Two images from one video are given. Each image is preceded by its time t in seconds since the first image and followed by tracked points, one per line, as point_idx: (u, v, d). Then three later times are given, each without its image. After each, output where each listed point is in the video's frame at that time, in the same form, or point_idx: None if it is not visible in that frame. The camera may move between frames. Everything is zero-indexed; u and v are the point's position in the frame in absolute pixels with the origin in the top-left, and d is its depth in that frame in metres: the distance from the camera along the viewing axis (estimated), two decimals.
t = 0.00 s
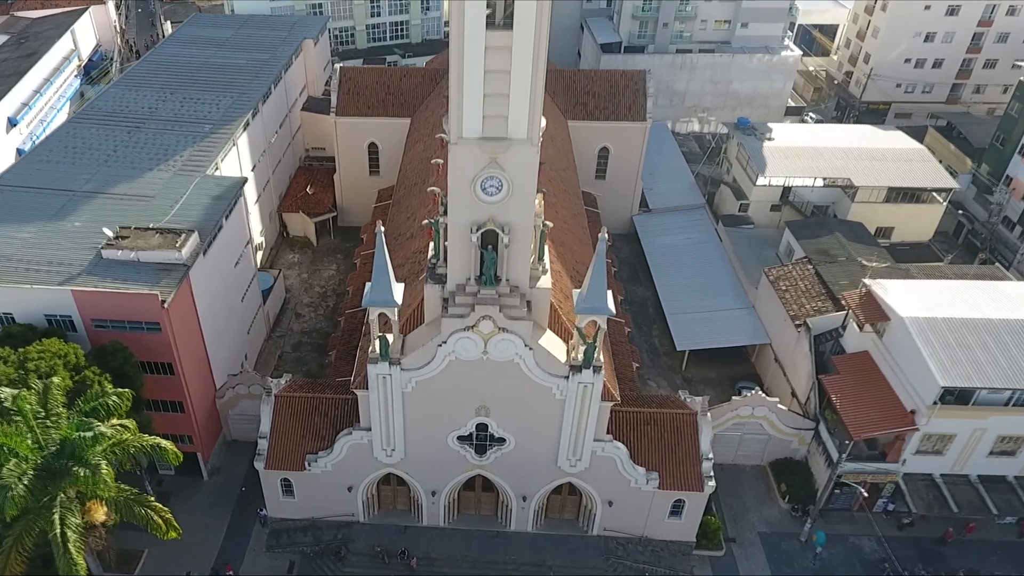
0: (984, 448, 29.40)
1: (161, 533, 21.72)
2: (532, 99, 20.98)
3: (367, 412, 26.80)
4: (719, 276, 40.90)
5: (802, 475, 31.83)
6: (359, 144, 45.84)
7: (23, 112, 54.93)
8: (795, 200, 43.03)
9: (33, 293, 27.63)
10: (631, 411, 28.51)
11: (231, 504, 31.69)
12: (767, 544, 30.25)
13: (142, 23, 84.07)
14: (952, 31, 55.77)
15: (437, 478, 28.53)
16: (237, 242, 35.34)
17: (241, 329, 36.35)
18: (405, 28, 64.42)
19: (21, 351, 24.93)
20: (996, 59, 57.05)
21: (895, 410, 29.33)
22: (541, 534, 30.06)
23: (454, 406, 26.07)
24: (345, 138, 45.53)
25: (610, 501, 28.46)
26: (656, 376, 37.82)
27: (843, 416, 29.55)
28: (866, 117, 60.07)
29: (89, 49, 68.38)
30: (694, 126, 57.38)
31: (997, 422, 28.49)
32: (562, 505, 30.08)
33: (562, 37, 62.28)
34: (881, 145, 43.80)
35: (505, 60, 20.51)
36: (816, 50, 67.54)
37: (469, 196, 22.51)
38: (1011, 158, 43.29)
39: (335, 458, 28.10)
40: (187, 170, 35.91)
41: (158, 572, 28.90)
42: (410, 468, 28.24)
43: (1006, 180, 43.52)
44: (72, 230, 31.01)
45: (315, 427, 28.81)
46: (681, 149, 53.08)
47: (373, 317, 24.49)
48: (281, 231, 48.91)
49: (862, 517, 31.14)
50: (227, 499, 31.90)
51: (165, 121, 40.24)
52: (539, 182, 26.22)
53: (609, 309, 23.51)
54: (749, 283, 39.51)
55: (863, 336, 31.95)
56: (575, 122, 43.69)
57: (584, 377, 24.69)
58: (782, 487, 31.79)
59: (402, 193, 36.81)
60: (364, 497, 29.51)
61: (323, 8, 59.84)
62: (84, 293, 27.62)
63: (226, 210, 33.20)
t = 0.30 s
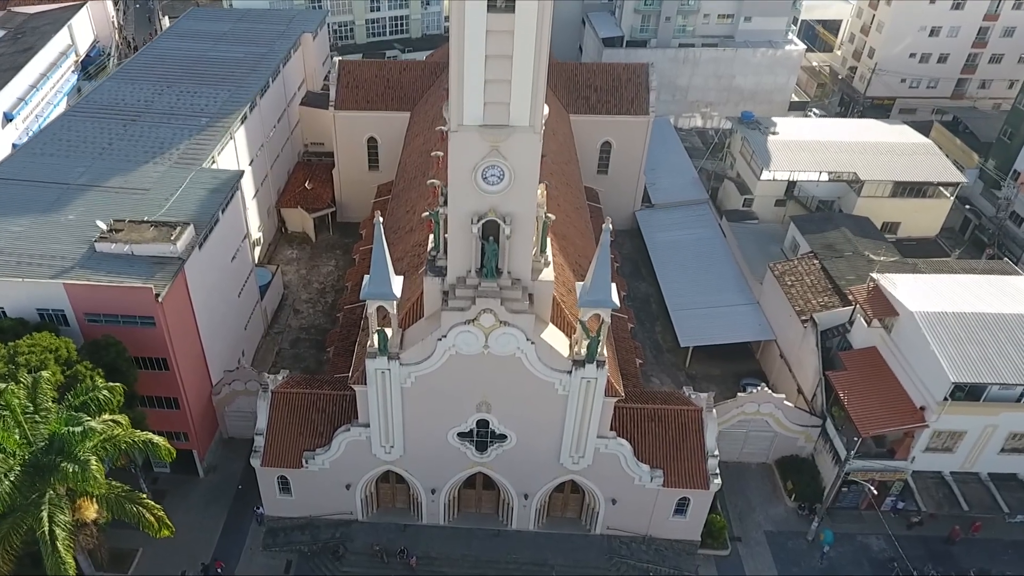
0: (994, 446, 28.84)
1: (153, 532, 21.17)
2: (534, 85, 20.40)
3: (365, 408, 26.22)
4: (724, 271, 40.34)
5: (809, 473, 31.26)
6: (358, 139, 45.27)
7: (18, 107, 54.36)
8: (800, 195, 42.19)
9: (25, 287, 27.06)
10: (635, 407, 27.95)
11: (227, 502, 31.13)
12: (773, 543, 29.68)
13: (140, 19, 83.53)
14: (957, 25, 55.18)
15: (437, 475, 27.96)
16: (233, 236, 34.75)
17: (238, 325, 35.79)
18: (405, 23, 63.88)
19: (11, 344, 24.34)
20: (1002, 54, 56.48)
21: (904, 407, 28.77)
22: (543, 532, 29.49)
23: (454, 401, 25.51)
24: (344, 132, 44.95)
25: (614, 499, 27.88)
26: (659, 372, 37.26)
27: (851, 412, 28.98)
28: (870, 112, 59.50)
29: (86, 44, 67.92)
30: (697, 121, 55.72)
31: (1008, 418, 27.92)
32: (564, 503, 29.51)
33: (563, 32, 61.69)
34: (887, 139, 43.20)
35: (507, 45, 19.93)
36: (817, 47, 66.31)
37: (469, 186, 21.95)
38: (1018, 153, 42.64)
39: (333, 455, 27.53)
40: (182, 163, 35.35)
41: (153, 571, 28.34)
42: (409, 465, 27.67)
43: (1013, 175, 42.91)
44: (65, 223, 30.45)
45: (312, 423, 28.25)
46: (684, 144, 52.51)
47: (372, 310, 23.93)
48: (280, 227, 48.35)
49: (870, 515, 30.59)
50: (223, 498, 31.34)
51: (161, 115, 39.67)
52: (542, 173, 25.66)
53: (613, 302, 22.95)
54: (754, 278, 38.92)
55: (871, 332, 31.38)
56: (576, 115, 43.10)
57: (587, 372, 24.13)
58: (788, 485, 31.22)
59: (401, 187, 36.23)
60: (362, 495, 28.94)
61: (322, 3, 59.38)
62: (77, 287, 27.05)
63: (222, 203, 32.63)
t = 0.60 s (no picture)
0: (1006, 443, 28.30)
1: (145, 530, 20.59)
2: (537, 71, 19.83)
3: (364, 404, 25.68)
4: (728, 267, 39.81)
5: (815, 470, 30.72)
6: (357, 133, 44.72)
7: (15, 102, 53.86)
8: (806, 189, 41.75)
9: (17, 281, 26.52)
10: (640, 403, 27.43)
11: (224, 500, 30.60)
12: (780, 541, 29.14)
13: (138, 15, 83.12)
14: (963, 20, 54.64)
15: (437, 472, 27.41)
16: (231, 230, 34.19)
17: (236, 320, 35.25)
18: (405, 18, 63.37)
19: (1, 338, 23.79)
20: (1008, 49, 55.93)
21: (914, 403, 28.22)
22: (545, 531, 28.97)
23: (454, 397, 24.98)
24: (343, 127, 44.38)
25: (618, 497, 27.32)
26: (663, 369, 36.71)
27: (859, 409, 28.45)
28: (875, 107, 58.93)
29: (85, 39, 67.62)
30: (700, 117, 56.40)
31: (1020, 415, 27.38)
32: (567, 501, 28.96)
33: (565, 27, 61.16)
34: (893, 133, 42.62)
35: (509, 28, 19.37)
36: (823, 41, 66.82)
37: (470, 175, 21.40)
38: None
39: (332, 452, 26.98)
40: (179, 156, 34.80)
41: (147, 570, 27.82)
42: (409, 462, 27.12)
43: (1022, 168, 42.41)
44: (59, 216, 29.91)
45: (310, 420, 27.72)
46: (687, 140, 51.97)
47: (371, 303, 23.38)
48: (278, 222, 47.82)
49: (878, 514, 30.06)
50: (220, 496, 30.80)
51: (158, 108, 39.12)
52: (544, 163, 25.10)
53: (618, 294, 22.41)
54: (759, 274, 38.38)
55: (879, 327, 30.83)
56: (579, 109, 42.54)
57: (591, 366, 23.59)
58: (795, 483, 30.68)
59: (401, 180, 35.66)
60: (361, 492, 28.40)
61: None
62: (70, 280, 26.50)
63: (219, 196, 32.08)
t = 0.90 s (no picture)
0: (1018, 438, 27.75)
1: (138, 526, 20.07)
2: (541, 54, 19.29)
3: (363, 398, 25.13)
4: (732, 261, 39.26)
5: (823, 467, 30.20)
6: (357, 126, 44.16)
7: (11, 96, 53.30)
8: (811, 183, 41.16)
9: (9, 273, 25.99)
10: (644, 398, 26.89)
11: (220, 497, 30.08)
12: (787, 539, 28.60)
13: (136, 12, 82.52)
14: (968, 13, 54.11)
15: (438, 468, 26.87)
16: (228, 223, 33.65)
17: (233, 314, 34.72)
18: (405, 12, 62.86)
19: None
20: (1014, 43, 55.44)
21: (923, 398, 27.70)
22: (547, 528, 28.43)
23: (455, 391, 24.44)
24: (342, 120, 43.84)
25: (622, 494, 26.77)
26: (666, 364, 36.17)
27: (868, 404, 27.91)
28: (879, 102, 58.39)
29: (83, 35, 67.03)
30: (702, 111, 55.80)
31: None
32: (570, 499, 28.41)
33: (566, 22, 60.64)
34: (900, 126, 42.05)
35: (512, 10, 18.83)
36: (825, 37, 64.16)
37: (472, 162, 20.87)
38: None
39: (330, 448, 26.44)
40: (175, 148, 34.27)
41: (142, 569, 27.31)
42: (408, 458, 26.57)
43: None
44: (53, 208, 29.39)
45: (308, 415, 27.19)
46: (690, 134, 51.44)
47: (370, 295, 22.85)
48: (277, 217, 47.28)
49: (886, 511, 29.54)
50: (217, 493, 30.28)
51: (154, 100, 38.59)
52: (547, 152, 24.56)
53: (623, 285, 21.88)
54: (764, 268, 37.84)
55: (887, 321, 30.30)
56: (581, 102, 41.99)
57: (595, 359, 23.05)
58: (801, 480, 30.15)
59: (401, 172, 35.12)
60: (360, 489, 27.85)
61: None
62: (63, 272, 25.95)
63: (216, 188, 31.56)
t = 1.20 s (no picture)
0: None
1: (130, 521, 19.56)
2: (544, 36, 18.74)
3: (361, 392, 24.59)
4: (736, 256, 38.76)
5: (829, 463, 29.70)
6: (356, 120, 43.62)
7: (6, 91, 52.67)
8: (815, 176, 40.68)
9: None
10: (648, 392, 26.36)
11: (217, 494, 29.60)
12: (793, 536, 28.10)
13: (133, 7, 81.81)
14: (973, 7, 53.58)
15: (438, 464, 26.34)
16: (224, 216, 33.11)
17: (230, 308, 34.19)
18: (405, 6, 62.37)
19: None
20: (1019, 37, 54.94)
21: (932, 392, 27.18)
22: (549, 525, 27.90)
23: (455, 384, 23.92)
24: (341, 113, 43.27)
25: (625, 490, 26.25)
26: (670, 360, 35.67)
27: (876, 399, 27.40)
28: (883, 97, 57.93)
29: (80, 30, 66.34)
30: (705, 106, 55.34)
31: None
32: (573, 495, 27.88)
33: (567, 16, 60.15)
34: (907, 119, 41.52)
35: None
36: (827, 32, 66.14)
37: (472, 149, 20.36)
38: None
39: (328, 443, 25.91)
40: (171, 139, 33.73)
41: (137, 566, 26.85)
42: (408, 453, 26.04)
43: None
44: (46, 199, 28.86)
45: (306, 410, 26.67)
46: (692, 129, 50.92)
47: (368, 286, 22.33)
48: (275, 212, 46.77)
49: (894, 508, 29.04)
50: (213, 490, 29.80)
51: (150, 92, 38.05)
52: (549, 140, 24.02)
53: (628, 275, 21.34)
54: (769, 262, 37.32)
55: (895, 314, 29.78)
56: (583, 95, 41.45)
57: (599, 352, 22.54)
58: (808, 476, 29.64)
59: (400, 165, 34.58)
60: (359, 485, 27.32)
61: None
62: (55, 263, 25.41)
63: (212, 179, 31.03)
